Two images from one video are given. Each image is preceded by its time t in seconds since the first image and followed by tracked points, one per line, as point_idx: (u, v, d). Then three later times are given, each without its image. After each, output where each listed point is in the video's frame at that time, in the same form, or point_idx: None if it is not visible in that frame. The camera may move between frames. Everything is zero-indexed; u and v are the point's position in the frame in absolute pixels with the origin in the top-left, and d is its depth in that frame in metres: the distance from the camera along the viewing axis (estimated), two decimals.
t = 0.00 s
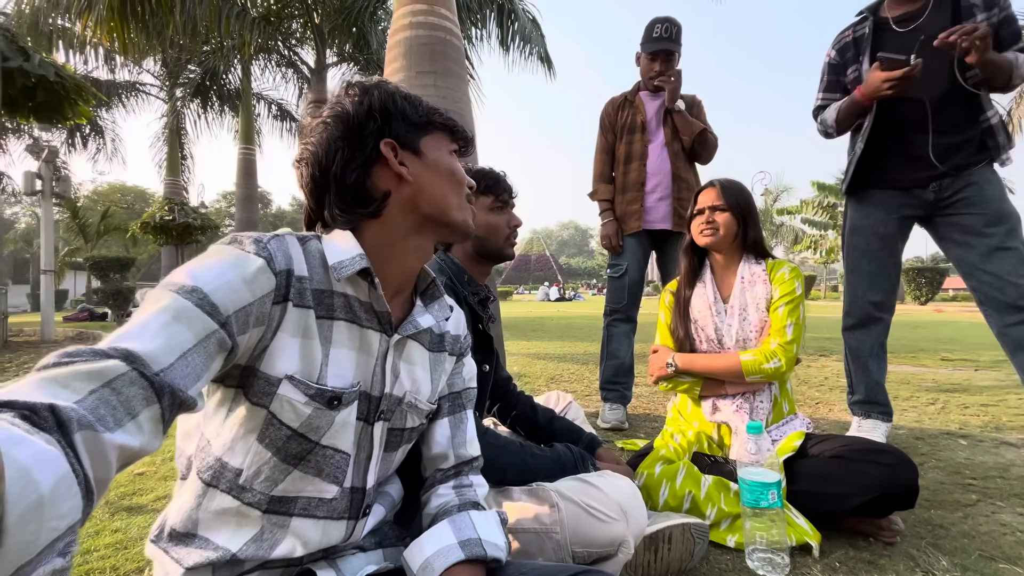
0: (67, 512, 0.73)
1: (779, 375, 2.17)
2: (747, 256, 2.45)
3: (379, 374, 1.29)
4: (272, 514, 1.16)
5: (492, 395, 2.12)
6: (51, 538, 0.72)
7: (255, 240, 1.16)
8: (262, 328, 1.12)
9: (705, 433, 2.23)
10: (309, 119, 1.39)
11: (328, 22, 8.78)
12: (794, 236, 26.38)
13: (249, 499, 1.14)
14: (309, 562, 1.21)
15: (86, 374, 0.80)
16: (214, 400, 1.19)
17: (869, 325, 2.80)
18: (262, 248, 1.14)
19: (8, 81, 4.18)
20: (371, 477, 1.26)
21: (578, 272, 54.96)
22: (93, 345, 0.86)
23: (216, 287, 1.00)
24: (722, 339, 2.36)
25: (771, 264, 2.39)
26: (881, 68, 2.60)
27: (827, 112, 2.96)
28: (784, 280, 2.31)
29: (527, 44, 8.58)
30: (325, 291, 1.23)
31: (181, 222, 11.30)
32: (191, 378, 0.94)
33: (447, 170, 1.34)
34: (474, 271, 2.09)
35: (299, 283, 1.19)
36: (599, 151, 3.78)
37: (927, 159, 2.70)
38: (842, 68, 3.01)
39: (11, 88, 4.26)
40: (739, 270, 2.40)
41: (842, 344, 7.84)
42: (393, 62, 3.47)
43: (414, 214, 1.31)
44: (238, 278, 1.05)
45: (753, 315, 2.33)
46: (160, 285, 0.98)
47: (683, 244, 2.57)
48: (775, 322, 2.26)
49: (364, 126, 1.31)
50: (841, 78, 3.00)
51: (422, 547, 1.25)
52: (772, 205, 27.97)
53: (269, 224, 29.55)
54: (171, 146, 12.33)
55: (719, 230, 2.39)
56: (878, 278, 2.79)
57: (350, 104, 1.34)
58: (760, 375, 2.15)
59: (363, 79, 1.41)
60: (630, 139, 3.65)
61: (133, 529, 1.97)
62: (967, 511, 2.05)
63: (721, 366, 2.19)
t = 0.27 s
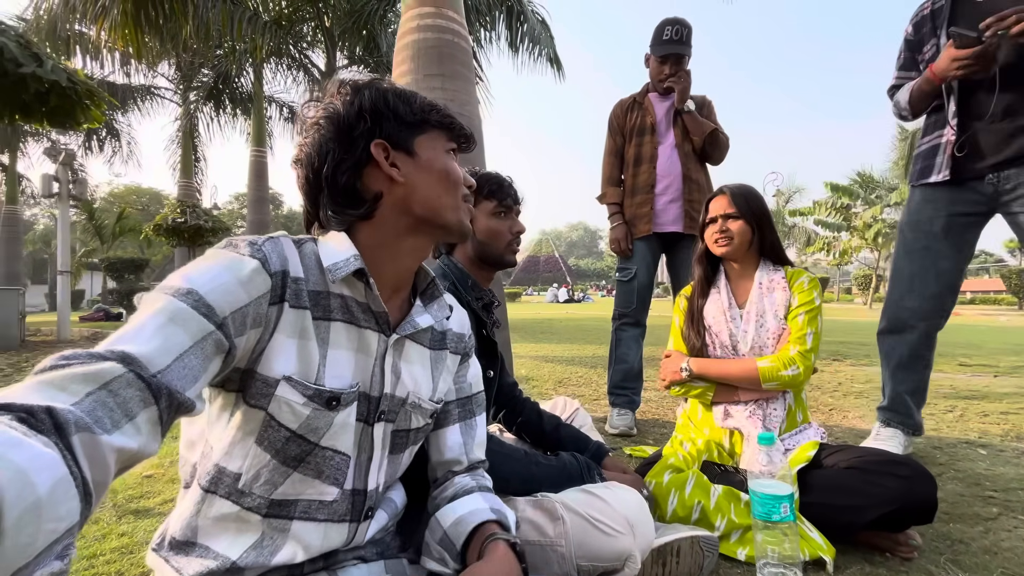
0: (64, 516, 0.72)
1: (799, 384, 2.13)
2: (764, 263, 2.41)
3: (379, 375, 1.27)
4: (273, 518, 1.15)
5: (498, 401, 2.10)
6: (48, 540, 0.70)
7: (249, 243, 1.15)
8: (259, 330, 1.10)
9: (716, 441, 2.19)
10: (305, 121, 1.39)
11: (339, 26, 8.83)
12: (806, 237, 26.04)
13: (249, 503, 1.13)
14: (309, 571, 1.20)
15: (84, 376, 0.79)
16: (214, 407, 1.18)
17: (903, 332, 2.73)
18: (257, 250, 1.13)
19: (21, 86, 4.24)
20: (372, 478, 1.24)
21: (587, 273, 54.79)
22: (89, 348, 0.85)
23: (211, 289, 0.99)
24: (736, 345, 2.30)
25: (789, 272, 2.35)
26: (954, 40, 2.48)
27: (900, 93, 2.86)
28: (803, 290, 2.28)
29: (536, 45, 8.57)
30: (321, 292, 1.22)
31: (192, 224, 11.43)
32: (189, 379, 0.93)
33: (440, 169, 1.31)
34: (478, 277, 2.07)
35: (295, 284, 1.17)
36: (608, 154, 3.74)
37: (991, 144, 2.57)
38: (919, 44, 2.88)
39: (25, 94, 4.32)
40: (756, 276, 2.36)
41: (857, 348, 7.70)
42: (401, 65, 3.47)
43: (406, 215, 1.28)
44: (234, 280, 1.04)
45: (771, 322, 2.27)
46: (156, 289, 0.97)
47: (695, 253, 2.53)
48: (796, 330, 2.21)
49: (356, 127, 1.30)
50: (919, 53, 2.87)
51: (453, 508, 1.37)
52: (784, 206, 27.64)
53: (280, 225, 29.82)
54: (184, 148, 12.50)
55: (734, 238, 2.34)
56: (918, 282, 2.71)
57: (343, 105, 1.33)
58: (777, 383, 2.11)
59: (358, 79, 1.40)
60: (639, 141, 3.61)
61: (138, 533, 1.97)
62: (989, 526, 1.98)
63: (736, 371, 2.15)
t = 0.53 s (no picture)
0: (65, 509, 0.72)
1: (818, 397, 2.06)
2: (781, 270, 2.35)
3: (384, 373, 1.25)
4: (284, 519, 1.12)
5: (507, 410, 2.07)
6: (49, 533, 0.70)
7: (249, 245, 1.15)
8: (258, 329, 1.09)
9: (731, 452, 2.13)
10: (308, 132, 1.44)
11: (351, 31, 8.88)
12: (822, 240, 25.61)
13: (261, 505, 1.11)
14: None
15: (85, 371, 0.80)
16: (216, 410, 1.16)
17: (954, 342, 2.66)
18: (255, 251, 1.12)
19: (39, 94, 4.32)
20: (384, 473, 1.22)
21: (599, 276, 54.52)
22: (91, 344, 0.85)
23: (210, 288, 0.99)
24: (752, 357, 2.25)
25: (807, 280, 2.29)
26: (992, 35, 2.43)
27: (952, 86, 2.79)
28: (822, 298, 2.22)
29: (547, 48, 8.54)
30: (320, 292, 1.20)
31: (206, 228, 11.57)
32: (189, 377, 0.93)
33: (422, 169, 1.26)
34: (488, 283, 2.06)
35: (294, 284, 1.16)
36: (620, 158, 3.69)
37: None
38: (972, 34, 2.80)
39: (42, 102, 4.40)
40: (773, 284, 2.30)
41: (876, 355, 7.52)
42: (411, 69, 3.46)
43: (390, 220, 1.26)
44: (233, 280, 1.04)
45: (788, 332, 2.21)
46: (158, 289, 0.98)
47: (711, 260, 2.48)
48: (814, 340, 2.14)
49: (342, 134, 1.30)
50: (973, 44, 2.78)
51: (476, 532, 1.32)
52: (800, 207, 27.22)
53: (294, 228, 30.15)
54: (200, 152, 12.68)
55: (751, 245, 2.28)
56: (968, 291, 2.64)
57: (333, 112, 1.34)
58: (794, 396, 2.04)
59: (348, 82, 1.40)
60: (653, 144, 3.55)
61: (147, 539, 1.98)
62: (1019, 545, 1.90)
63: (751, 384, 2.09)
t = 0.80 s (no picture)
0: (34, 522, 0.69)
1: (830, 410, 1.97)
2: (790, 275, 2.26)
3: (370, 398, 1.19)
4: (259, 540, 1.07)
5: (508, 418, 2.01)
6: (14, 547, 0.67)
7: (245, 250, 1.12)
8: (246, 338, 1.07)
9: (740, 464, 2.04)
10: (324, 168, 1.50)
11: (362, 34, 8.91)
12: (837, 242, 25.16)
13: (239, 518, 1.07)
14: None
15: (64, 376, 0.76)
16: (199, 414, 1.12)
17: (976, 351, 2.54)
18: (251, 258, 1.10)
19: (43, 98, 4.36)
20: (364, 507, 1.18)
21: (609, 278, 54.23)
22: (74, 349, 0.82)
23: (200, 294, 0.97)
24: (761, 367, 2.14)
25: (819, 285, 2.20)
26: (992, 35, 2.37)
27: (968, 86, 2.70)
28: (835, 304, 2.13)
29: (557, 49, 8.49)
30: (314, 307, 1.17)
31: (217, 230, 11.67)
32: (173, 383, 0.89)
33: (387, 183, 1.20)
34: (489, 289, 1.99)
35: (288, 294, 1.13)
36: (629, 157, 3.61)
37: None
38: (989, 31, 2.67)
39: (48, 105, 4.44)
40: (784, 289, 2.20)
41: (894, 360, 7.32)
42: (416, 70, 3.42)
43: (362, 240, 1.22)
44: (224, 286, 1.01)
45: (799, 341, 2.12)
46: (149, 292, 0.94)
47: (717, 264, 2.40)
48: (826, 351, 2.05)
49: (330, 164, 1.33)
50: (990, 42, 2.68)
51: None
52: (814, 209, 26.81)
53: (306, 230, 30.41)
54: (213, 155, 12.83)
55: (761, 247, 2.20)
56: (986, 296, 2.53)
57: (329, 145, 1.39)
58: (806, 410, 1.96)
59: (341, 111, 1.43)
60: (662, 144, 3.48)
61: (142, 546, 1.96)
62: None
63: (761, 396, 2.01)
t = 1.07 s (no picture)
0: (32, 531, 0.71)
1: (826, 413, 1.98)
2: (785, 276, 2.27)
3: (370, 402, 1.22)
4: (252, 544, 1.11)
5: (507, 417, 2.03)
6: (14, 556, 0.69)
7: (245, 252, 1.13)
8: (247, 341, 1.08)
9: (737, 465, 2.06)
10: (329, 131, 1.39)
11: (366, 38, 8.97)
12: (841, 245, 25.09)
13: (231, 524, 1.10)
14: None
15: (58, 386, 0.77)
16: (200, 417, 1.16)
17: (970, 353, 2.55)
18: (252, 259, 1.11)
19: (52, 101, 4.42)
20: (359, 512, 1.21)
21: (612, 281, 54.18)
22: (68, 356, 0.83)
23: (199, 298, 0.98)
24: (757, 369, 2.15)
25: (814, 286, 2.21)
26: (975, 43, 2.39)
27: (953, 94, 2.73)
28: (829, 305, 2.14)
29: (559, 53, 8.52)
30: (316, 309, 1.18)
31: (221, 232, 11.74)
32: (171, 391, 0.91)
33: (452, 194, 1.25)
34: (489, 288, 2.01)
35: (289, 297, 1.14)
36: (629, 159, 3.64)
37: None
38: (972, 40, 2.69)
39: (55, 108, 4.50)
40: (778, 290, 2.22)
41: (897, 364, 7.29)
42: (418, 73, 3.46)
43: (407, 237, 1.24)
44: (223, 289, 1.03)
45: (793, 343, 2.13)
46: (144, 296, 0.95)
47: (712, 266, 2.40)
48: (821, 353, 2.06)
49: (366, 139, 1.26)
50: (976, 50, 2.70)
51: None
52: (818, 212, 26.75)
53: (309, 232, 30.56)
54: (218, 158, 12.92)
55: (757, 248, 2.21)
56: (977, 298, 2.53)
57: (360, 115, 1.30)
58: (802, 413, 1.97)
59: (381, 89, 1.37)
60: (663, 146, 3.50)
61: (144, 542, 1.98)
62: None
63: (759, 400, 2.02)
